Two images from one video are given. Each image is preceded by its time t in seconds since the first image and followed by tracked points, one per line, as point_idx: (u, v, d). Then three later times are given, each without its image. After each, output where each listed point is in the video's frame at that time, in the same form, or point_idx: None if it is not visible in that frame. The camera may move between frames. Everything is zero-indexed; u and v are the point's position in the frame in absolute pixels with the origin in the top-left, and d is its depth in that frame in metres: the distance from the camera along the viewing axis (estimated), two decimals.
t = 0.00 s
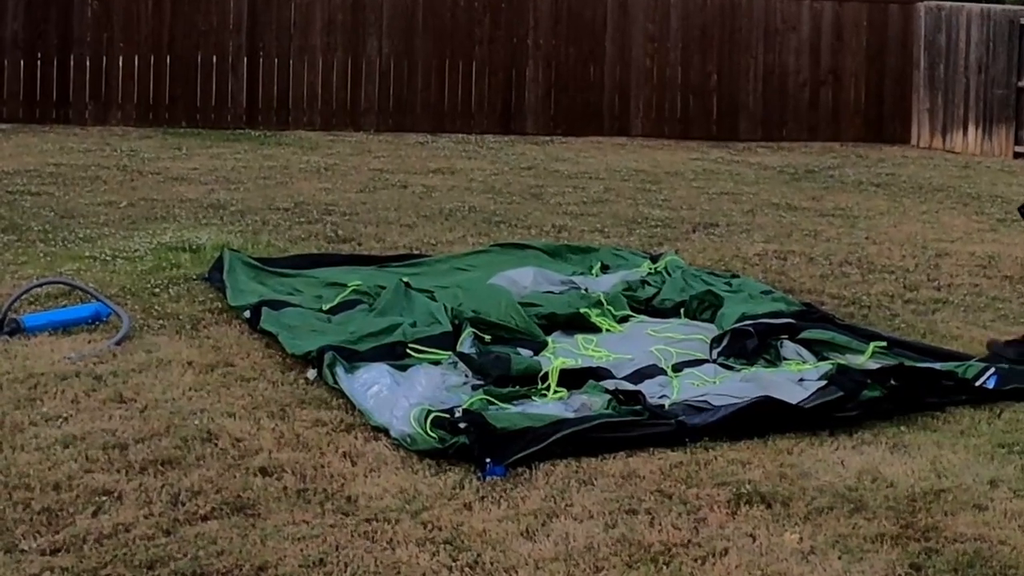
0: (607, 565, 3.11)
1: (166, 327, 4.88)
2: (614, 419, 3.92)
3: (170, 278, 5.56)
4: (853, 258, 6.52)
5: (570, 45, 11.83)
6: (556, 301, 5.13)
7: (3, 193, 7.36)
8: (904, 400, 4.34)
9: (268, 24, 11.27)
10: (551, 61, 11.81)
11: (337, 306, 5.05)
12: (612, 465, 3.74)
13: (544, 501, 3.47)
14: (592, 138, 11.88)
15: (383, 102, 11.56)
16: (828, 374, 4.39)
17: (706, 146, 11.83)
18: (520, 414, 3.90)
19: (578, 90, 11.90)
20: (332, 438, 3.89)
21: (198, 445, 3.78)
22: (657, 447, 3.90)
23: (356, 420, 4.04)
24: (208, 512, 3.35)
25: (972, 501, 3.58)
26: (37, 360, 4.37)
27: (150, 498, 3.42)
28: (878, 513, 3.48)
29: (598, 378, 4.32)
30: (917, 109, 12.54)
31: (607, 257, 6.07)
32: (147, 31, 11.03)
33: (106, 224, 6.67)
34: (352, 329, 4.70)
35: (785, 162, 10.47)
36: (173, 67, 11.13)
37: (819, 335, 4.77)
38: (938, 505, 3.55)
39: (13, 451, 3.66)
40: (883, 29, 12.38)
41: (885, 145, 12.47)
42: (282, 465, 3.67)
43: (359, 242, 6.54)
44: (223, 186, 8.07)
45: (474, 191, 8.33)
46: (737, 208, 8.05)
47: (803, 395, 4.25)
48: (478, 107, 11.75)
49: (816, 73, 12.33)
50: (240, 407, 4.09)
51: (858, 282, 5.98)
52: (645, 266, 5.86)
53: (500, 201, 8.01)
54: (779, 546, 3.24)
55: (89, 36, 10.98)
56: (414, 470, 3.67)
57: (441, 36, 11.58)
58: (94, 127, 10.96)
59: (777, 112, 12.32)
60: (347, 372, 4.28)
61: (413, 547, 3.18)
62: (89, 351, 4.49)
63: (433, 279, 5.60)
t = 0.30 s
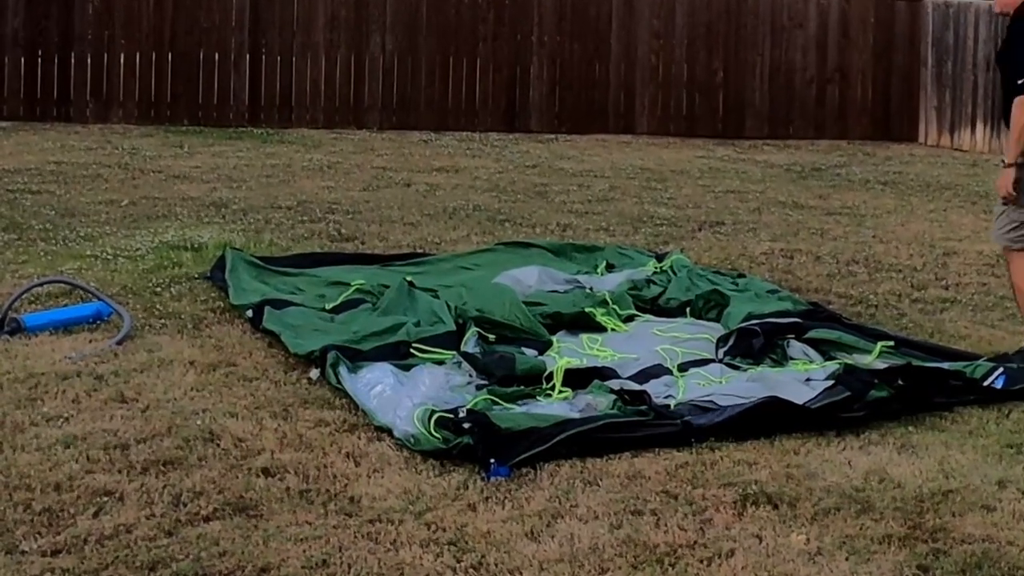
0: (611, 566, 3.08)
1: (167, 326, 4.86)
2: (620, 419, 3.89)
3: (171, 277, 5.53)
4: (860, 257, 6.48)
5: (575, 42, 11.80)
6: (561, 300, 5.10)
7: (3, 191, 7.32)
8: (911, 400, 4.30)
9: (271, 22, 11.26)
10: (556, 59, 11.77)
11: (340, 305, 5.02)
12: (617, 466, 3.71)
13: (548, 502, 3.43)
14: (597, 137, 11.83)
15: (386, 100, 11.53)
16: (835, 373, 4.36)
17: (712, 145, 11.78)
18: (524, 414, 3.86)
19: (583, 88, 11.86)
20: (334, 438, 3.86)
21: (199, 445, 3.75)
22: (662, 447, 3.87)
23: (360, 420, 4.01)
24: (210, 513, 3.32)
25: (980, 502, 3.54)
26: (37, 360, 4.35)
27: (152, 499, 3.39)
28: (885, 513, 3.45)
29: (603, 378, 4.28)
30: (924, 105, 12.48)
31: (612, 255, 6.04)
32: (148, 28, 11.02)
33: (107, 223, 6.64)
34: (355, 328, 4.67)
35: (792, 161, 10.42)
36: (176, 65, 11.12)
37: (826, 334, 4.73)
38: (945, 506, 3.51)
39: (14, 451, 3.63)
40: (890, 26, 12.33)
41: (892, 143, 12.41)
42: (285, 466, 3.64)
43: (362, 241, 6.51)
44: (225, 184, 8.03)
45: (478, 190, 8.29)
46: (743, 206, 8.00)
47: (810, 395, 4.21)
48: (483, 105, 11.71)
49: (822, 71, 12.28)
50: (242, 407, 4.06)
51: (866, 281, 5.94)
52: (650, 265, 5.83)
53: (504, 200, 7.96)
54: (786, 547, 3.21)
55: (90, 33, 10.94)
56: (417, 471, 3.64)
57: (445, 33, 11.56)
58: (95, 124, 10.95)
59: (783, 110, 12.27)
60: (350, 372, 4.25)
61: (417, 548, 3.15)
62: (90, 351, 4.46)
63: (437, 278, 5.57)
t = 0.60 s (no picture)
0: (617, 568, 3.04)
1: (169, 326, 4.83)
2: (625, 419, 3.85)
3: (173, 276, 5.50)
4: (867, 255, 6.45)
5: (580, 39, 11.74)
6: (566, 299, 5.06)
7: (4, 189, 7.31)
8: (918, 400, 4.26)
9: (274, 20, 11.24)
10: (561, 56, 11.72)
11: (344, 304, 4.99)
12: (622, 466, 3.67)
13: (553, 503, 3.40)
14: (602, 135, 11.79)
15: (390, 97, 11.50)
16: (842, 373, 4.32)
17: (718, 142, 11.73)
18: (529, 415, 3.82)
19: (588, 85, 11.80)
20: (338, 438, 3.83)
21: (201, 445, 3.72)
22: (668, 448, 3.84)
23: (363, 421, 3.97)
24: (212, 514, 3.29)
25: (988, 503, 3.50)
26: (38, 360, 4.32)
27: (154, 500, 3.36)
28: (892, 514, 3.41)
29: (608, 378, 4.25)
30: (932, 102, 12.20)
31: (617, 254, 6.00)
32: (149, 26, 11.04)
33: (108, 222, 6.62)
34: (358, 327, 4.64)
35: (798, 158, 10.39)
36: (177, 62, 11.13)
37: (833, 334, 4.69)
38: (954, 506, 3.47)
39: (14, 451, 3.60)
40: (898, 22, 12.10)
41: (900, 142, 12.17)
42: (287, 467, 3.60)
43: (366, 240, 6.48)
44: (227, 182, 8.01)
45: (482, 188, 8.26)
46: (749, 204, 7.96)
47: (816, 395, 4.17)
48: (487, 102, 11.68)
49: (829, 68, 12.11)
50: (245, 407, 4.03)
51: (873, 280, 5.90)
52: (656, 264, 5.78)
53: (508, 198, 7.93)
54: (792, 549, 3.17)
55: (90, 30, 10.98)
56: (421, 471, 3.60)
57: (449, 30, 11.53)
58: (95, 121, 11.00)
59: (790, 108, 12.14)
60: (354, 372, 4.22)
61: (421, 549, 3.12)
62: (92, 351, 4.43)
63: (441, 277, 5.53)
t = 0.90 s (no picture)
0: (623, 569, 3.01)
1: (171, 325, 4.80)
2: (631, 419, 3.81)
3: (175, 275, 5.47)
4: (874, 254, 6.41)
5: (585, 37, 11.71)
6: (571, 298, 5.03)
7: (4, 188, 7.28)
8: (927, 400, 4.22)
9: (277, 17, 11.22)
10: (566, 54, 11.68)
11: (347, 303, 4.96)
12: (628, 467, 3.64)
13: (558, 504, 3.36)
14: (607, 133, 11.75)
15: (393, 95, 11.47)
16: (849, 373, 4.28)
17: (724, 141, 11.69)
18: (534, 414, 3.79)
19: (593, 83, 11.77)
20: (341, 438, 3.80)
21: (203, 446, 3.69)
22: (674, 448, 3.80)
23: (366, 420, 3.94)
24: (214, 515, 3.26)
25: (997, 504, 3.46)
26: (39, 359, 4.29)
27: (156, 501, 3.33)
28: (900, 515, 3.37)
29: (614, 378, 4.21)
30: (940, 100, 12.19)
31: (622, 253, 5.97)
32: (151, 23, 11.02)
33: (109, 220, 6.59)
34: (362, 327, 4.61)
35: (805, 157, 10.34)
36: (179, 60, 11.11)
37: (840, 333, 4.65)
38: (962, 507, 3.43)
39: (14, 452, 3.57)
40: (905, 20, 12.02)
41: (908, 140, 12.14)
42: (290, 467, 3.57)
43: (369, 238, 6.45)
44: (229, 180, 7.99)
45: (487, 186, 8.23)
46: (756, 203, 7.93)
47: (823, 396, 4.13)
48: (491, 100, 11.64)
49: (836, 66, 12.04)
50: (247, 407, 4.00)
51: (881, 279, 5.86)
52: (661, 263, 5.75)
53: (513, 196, 7.90)
54: (799, 550, 3.14)
55: (92, 27, 10.97)
56: (425, 472, 3.57)
57: (453, 28, 11.50)
58: (97, 119, 10.98)
59: (796, 106, 12.05)
60: (357, 372, 4.19)
61: (424, 550, 3.09)
62: (93, 350, 4.40)
63: (445, 276, 5.50)
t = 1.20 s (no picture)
0: (628, 571, 2.98)
1: (173, 324, 4.77)
2: (636, 420, 3.77)
3: (177, 274, 5.44)
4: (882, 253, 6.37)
5: (591, 34, 11.67)
6: (577, 297, 4.99)
7: (5, 186, 7.26)
8: (935, 400, 4.18)
9: (280, 14, 11.20)
10: (571, 51, 11.64)
11: (351, 302, 4.93)
12: (633, 467, 3.60)
13: (563, 505, 3.33)
14: (612, 130, 11.71)
15: (397, 93, 11.44)
16: (856, 372, 4.24)
17: (730, 138, 11.64)
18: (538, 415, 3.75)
19: (598, 80, 11.73)
20: (345, 438, 3.77)
21: (206, 446, 3.66)
22: (681, 449, 3.77)
23: (370, 421, 3.91)
24: (217, 516, 3.23)
25: (1005, 505, 3.42)
26: (40, 359, 4.26)
27: (157, 501, 3.30)
28: (908, 516, 3.34)
29: (619, 378, 4.17)
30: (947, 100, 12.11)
31: (628, 252, 5.93)
32: (153, 20, 11.00)
33: (111, 219, 6.56)
34: (365, 326, 4.58)
35: (813, 154, 10.30)
36: (182, 57, 11.09)
37: (847, 332, 4.60)
38: (970, 508, 3.40)
39: (14, 452, 3.54)
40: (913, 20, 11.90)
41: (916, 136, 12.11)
42: (293, 468, 3.54)
43: (373, 237, 6.42)
44: (232, 179, 7.96)
45: (491, 185, 8.20)
46: (763, 201, 7.89)
47: (831, 395, 4.09)
48: (496, 98, 11.61)
49: (844, 63, 11.97)
50: (250, 407, 3.97)
51: (888, 279, 5.82)
52: (667, 262, 5.71)
53: (517, 195, 7.86)
54: (806, 551, 3.10)
55: (93, 24, 10.95)
56: (429, 473, 3.54)
57: (457, 25, 11.46)
58: (98, 117, 10.95)
59: (803, 102, 12.02)
60: (360, 372, 4.15)
61: (428, 552, 3.05)
62: (94, 350, 4.37)
63: (449, 275, 5.46)
